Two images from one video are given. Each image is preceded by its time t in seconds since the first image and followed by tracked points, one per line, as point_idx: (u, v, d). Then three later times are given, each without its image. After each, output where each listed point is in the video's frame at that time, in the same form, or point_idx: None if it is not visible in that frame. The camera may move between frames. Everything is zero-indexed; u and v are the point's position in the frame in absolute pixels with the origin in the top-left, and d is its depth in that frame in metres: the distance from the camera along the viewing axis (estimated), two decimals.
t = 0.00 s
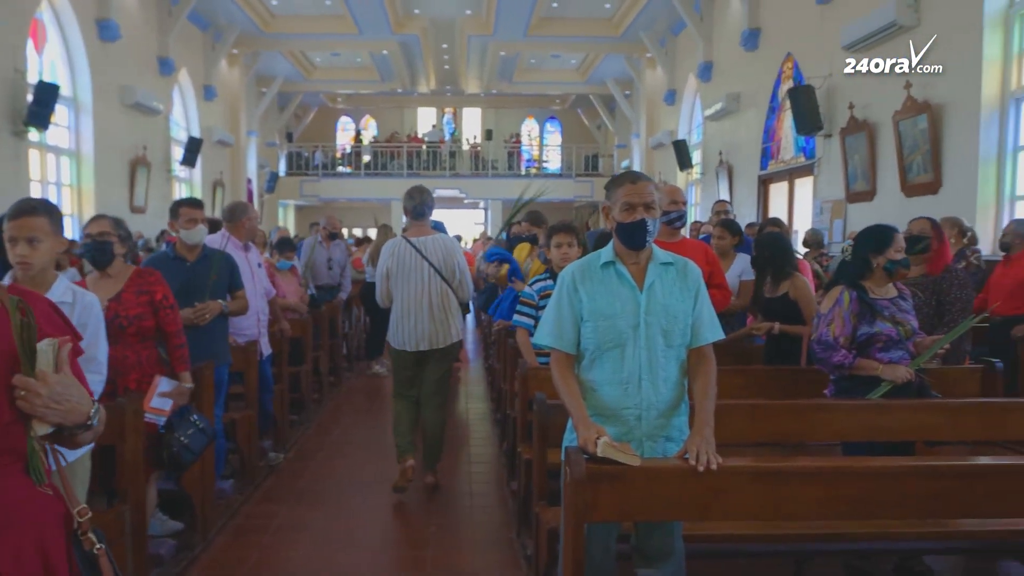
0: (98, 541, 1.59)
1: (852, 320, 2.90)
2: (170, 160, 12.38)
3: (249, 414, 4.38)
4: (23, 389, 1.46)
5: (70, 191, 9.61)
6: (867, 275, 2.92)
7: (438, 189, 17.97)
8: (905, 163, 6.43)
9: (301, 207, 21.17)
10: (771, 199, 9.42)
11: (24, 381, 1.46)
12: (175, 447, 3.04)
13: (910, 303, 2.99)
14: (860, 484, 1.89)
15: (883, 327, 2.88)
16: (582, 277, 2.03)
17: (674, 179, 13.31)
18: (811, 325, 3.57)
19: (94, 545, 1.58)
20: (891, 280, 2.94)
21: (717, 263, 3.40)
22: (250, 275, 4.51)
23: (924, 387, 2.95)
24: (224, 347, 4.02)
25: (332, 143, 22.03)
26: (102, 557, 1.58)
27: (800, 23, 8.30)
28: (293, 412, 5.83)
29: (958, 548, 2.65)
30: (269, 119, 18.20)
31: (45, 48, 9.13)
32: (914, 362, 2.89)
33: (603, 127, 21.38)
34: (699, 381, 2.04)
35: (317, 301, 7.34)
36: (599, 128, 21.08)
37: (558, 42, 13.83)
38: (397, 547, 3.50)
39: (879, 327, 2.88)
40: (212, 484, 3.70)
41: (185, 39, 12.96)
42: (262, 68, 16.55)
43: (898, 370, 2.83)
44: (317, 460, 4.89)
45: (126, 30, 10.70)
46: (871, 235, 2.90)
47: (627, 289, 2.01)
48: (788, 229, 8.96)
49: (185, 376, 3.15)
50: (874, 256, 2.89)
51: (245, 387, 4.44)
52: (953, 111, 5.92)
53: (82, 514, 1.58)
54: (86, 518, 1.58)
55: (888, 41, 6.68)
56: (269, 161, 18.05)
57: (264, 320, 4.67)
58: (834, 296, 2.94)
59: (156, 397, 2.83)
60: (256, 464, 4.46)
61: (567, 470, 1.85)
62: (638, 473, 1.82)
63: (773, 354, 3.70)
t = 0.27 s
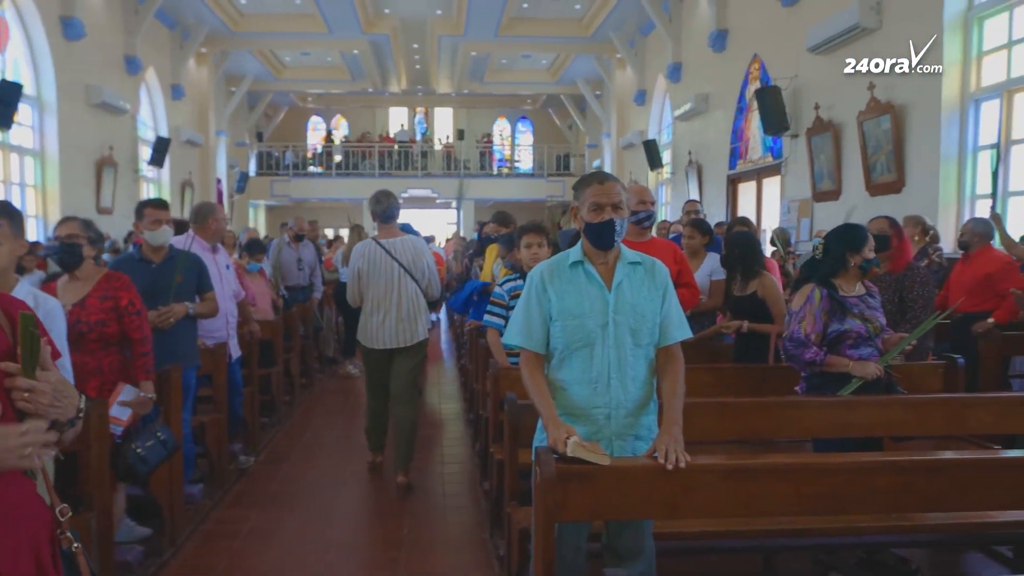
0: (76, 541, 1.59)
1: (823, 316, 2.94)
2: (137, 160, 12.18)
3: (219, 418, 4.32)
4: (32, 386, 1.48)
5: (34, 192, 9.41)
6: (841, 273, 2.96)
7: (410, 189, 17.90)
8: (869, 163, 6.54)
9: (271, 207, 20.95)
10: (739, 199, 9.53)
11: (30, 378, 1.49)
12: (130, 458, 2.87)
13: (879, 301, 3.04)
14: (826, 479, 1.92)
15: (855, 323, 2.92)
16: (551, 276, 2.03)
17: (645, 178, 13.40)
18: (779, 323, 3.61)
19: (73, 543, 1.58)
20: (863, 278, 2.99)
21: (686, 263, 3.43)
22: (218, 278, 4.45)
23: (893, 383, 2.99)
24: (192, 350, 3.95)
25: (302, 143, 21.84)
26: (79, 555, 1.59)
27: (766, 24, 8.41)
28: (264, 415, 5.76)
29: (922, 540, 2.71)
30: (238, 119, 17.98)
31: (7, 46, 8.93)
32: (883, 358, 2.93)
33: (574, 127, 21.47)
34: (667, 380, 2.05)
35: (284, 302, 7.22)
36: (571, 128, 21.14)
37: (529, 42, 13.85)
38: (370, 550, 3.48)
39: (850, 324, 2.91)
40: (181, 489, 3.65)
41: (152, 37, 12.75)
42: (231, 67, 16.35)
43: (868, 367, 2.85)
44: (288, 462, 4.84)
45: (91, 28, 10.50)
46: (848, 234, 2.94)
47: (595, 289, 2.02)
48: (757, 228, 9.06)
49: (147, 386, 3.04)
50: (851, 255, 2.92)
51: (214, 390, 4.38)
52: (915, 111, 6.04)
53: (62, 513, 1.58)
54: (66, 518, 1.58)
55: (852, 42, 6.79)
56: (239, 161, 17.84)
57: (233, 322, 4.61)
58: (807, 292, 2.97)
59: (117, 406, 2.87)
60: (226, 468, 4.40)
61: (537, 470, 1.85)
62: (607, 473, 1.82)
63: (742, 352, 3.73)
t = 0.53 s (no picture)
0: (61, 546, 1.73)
1: (804, 314, 2.97)
2: (108, 162, 12.00)
3: (192, 422, 4.27)
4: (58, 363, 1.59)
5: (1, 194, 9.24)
6: (824, 272, 2.98)
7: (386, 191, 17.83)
8: (838, 164, 6.64)
9: (246, 209, 20.75)
10: (713, 199, 9.61)
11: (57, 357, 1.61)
12: (91, 465, 2.82)
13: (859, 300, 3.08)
14: (798, 476, 1.95)
15: (835, 321, 2.95)
16: (525, 277, 2.04)
17: (620, 180, 13.46)
18: (752, 323, 3.64)
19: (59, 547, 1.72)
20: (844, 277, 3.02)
21: (659, 264, 3.46)
22: (190, 280, 4.40)
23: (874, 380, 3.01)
24: (163, 354, 3.90)
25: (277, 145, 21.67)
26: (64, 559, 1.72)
27: (738, 27, 8.49)
28: (238, 419, 5.70)
29: (892, 535, 2.75)
30: (212, 120, 17.79)
31: None
32: (863, 357, 2.97)
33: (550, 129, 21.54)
34: (640, 380, 2.06)
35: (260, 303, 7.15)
36: (546, 130, 21.19)
37: (505, 44, 13.86)
38: (346, 553, 3.45)
39: (831, 322, 2.95)
40: (153, 495, 3.59)
41: (123, 37, 12.57)
42: (203, 68, 16.17)
43: (847, 364, 2.89)
44: (263, 467, 4.79)
45: (59, 28, 10.33)
46: (830, 234, 2.96)
47: (569, 289, 2.02)
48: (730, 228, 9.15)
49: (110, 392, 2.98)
50: (834, 254, 2.94)
51: (187, 394, 4.32)
52: (883, 114, 6.14)
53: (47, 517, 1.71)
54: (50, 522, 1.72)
55: (821, 46, 6.89)
56: (212, 163, 17.64)
57: (205, 326, 4.56)
58: (788, 290, 3.00)
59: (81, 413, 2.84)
60: (199, 473, 4.34)
61: (511, 471, 1.85)
62: (581, 473, 1.83)
63: (716, 352, 3.76)
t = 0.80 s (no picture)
0: None
1: (790, 310, 2.98)
2: (77, 163, 11.80)
3: (163, 427, 4.21)
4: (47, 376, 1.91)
5: None
6: (810, 269, 2.98)
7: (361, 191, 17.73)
8: (809, 164, 6.73)
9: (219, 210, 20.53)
10: (687, 199, 9.68)
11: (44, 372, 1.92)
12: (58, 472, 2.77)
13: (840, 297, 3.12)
14: (769, 474, 1.97)
15: (820, 318, 2.98)
16: (499, 277, 2.04)
17: (595, 180, 13.52)
18: (725, 322, 3.68)
19: None
20: (827, 273, 3.05)
21: (633, 263, 3.48)
22: (161, 283, 4.35)
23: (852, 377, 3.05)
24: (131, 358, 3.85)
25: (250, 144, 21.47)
26: None
27: (709, 28, 8.57)
28: (211, 422, 5.64)
29: (863, 530, 2.79)
30: (184, 119, 17.57)
31: None
32: (846, 354, 3.00)
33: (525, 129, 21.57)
34: (614, 380, 2.07)
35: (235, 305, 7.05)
36: (522, 130, 21.21)
37: (480, 44, 13.85)
38: (321, 557, 3.42)
39: (817, 318, 2.97)
40: (123, 501, 3.54)
41: (92, 35, 12.36)
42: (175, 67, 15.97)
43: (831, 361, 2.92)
44: (236, 470, 4.74)
45: (26, 26, 10.14)
46: (815, 232, 2.97)
47: (543, 290, 2.03)
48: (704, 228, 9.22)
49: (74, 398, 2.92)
50: (820, 252, 2.95)
51: (158, 398, 4.27)
52: (851, 115, 6.24)
53: None
54: None
55: (791, 47, 6.98)
56: (185, 163, 17.43)
57: (176, 328, 4.51)
58: (775, 286, 3.00)
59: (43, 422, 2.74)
60: (171, 478, 4.29)
61: (485, 472, 1.85)
62: (556, 474, 1.83)
63: (690, 351, 3.79)
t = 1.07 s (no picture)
0: None
1: (780, 308, 3.00)
2: (45, 162, 11.61)
3: (134, 431, 4.16)
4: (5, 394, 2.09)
5: None
6: (796, 269, 3.01)
7: (337, 191, 17.62)
8: (780, 165, 6.82)
9: (192, 210, 20.30)
10: (661, 200, 9.75)
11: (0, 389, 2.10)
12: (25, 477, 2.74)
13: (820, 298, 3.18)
14: (741, 472, 2.00)
15: (807, 317, 3.02)
16: (473, 278, 2.05)
17: (571, 181, 13.57)
18: (700, 322, 3.72)
19: None
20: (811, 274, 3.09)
21: (607, 264, 3.51)
22: (131, 285, 4.30)
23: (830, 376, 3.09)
24: (99, 361, 3.79)
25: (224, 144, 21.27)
26: None
27: (683, 31, 8.65)
28: (183, 425, 5.57)
29: (831, 526, 2.84)
30: (156, 118, 17.36)
31: None
32: (830, 354, 3.06)
33: (501, 130, 21.58)
34: (589, 380, 2.08)
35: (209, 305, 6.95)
36: (498, 130, 21.24)
37: (455, 45, 13.84)
38: (295, 561, 3.40)
39: (805, 317, 3.01)
40: (92, 507, 3.49)
41: (61, 33, 12.16)
42: (146, 65, 15.76)
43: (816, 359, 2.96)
44: (209, 474, 4.69)
45: None
46: (799, 235, 2.99)
47: (518, 290, 2.04)
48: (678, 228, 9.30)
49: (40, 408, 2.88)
50: (806, 254, 2.98)
51: (128, 403, 4.22)
52: (822, 117, 6.34)
53: None
54: None
55: (763, 50, 7.06)
56: (157, 163, 17.22)
57: (147, 331, 4.45)
58: (765, 284, 3.01)
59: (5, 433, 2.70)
60: (142, 483, 4.23)
61: (460, 472, 1.86)
62: (530, 474, 1.84)
63: (665, 351, 3.82)
